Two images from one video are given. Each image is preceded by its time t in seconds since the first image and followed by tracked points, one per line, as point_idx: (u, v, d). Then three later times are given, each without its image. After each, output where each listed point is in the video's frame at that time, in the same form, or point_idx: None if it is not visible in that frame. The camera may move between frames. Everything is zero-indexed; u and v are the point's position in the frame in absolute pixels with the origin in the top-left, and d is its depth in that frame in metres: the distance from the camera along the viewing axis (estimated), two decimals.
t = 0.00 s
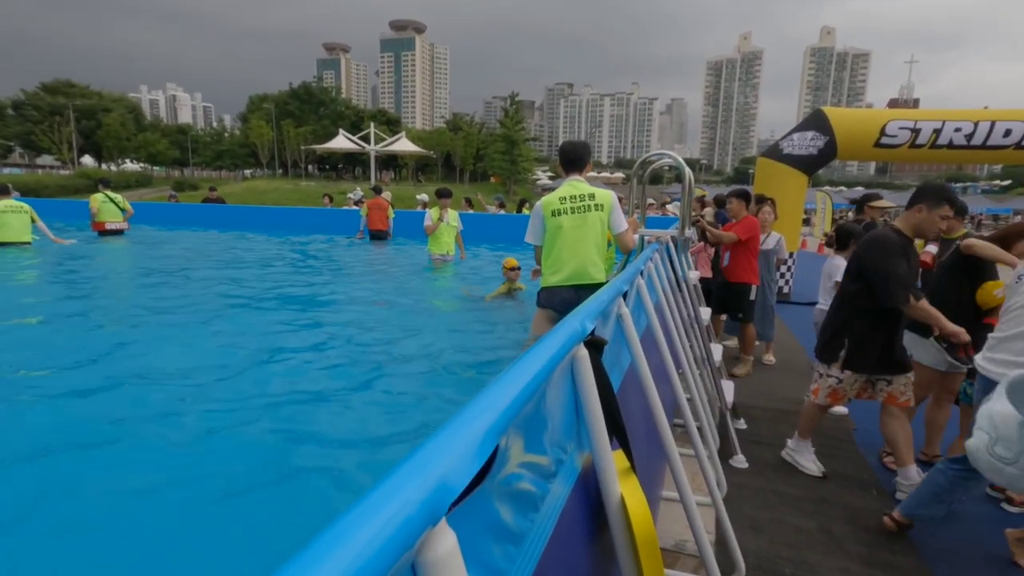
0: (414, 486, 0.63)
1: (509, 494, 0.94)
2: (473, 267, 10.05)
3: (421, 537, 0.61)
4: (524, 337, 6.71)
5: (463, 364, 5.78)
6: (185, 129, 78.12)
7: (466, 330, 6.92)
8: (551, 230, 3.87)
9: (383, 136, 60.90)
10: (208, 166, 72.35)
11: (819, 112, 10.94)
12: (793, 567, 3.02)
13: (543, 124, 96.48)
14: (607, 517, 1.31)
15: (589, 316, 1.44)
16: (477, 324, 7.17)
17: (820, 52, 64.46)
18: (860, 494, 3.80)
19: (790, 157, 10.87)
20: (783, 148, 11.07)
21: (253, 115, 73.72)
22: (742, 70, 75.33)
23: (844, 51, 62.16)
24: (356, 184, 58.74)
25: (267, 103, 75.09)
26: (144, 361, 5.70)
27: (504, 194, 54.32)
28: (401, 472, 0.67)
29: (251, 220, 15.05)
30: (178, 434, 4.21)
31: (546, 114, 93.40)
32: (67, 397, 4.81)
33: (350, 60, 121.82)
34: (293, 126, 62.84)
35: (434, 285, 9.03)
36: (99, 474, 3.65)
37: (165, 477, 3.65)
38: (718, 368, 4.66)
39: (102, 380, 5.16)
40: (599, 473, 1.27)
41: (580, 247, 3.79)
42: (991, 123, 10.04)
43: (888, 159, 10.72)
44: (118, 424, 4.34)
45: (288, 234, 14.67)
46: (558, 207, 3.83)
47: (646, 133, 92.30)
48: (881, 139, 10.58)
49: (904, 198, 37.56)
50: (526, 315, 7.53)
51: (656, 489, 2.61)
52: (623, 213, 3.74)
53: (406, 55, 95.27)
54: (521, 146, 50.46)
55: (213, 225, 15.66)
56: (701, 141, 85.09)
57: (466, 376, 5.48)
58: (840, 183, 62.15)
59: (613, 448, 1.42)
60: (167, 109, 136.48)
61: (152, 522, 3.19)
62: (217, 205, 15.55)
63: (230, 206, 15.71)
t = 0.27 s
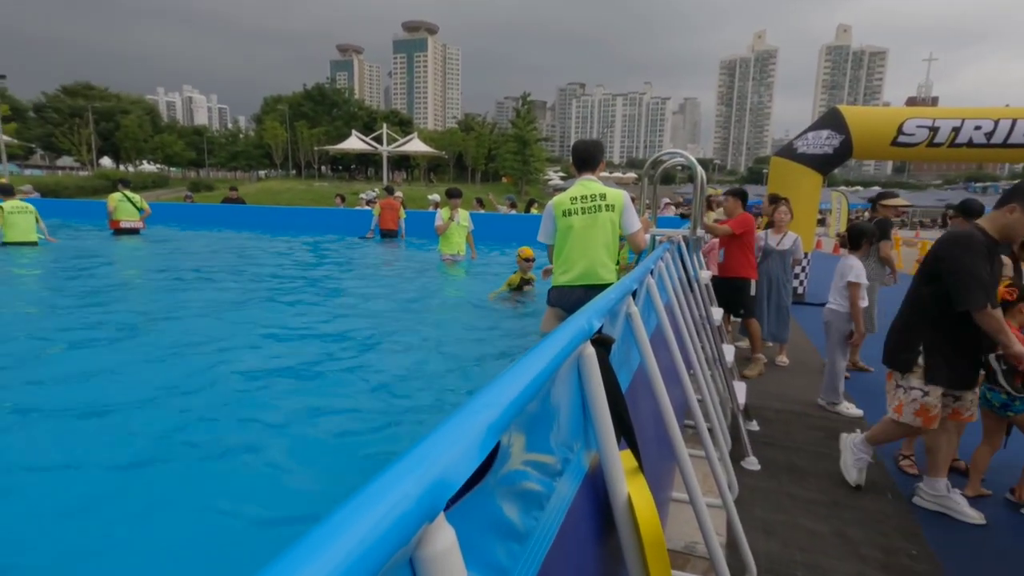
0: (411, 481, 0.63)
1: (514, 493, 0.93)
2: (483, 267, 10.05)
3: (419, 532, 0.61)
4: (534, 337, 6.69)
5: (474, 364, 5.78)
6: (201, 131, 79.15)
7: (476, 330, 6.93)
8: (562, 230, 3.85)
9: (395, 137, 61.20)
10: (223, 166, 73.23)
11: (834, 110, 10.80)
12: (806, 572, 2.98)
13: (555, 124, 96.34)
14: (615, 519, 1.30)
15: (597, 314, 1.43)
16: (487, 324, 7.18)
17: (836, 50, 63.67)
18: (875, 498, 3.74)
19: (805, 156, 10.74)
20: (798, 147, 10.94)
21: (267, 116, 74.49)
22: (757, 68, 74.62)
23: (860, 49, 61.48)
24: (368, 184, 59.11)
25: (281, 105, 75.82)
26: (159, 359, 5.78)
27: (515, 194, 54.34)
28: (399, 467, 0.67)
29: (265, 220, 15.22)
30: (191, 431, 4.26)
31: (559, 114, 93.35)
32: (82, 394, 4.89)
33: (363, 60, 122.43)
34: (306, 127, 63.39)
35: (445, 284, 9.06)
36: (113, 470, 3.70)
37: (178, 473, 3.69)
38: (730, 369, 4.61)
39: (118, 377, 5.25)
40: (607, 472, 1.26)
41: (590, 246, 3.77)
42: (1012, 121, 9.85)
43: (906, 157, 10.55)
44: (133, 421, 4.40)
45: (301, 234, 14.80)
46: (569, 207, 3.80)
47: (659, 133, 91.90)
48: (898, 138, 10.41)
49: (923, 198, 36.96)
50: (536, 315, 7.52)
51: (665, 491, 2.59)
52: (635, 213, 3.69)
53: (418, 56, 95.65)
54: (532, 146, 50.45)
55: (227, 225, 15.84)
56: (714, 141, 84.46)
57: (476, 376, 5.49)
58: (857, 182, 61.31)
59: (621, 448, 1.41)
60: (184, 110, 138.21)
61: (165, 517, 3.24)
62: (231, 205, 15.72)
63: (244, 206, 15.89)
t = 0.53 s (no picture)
0: (417, 482, 0.62)
1: (520, 494, 0.93)
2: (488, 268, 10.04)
3: (425, 532, 0.61)
4: (539, 338, 6.68)
5: (479, 365, 5.77)
6: (209, 133, 79.69)
7: (482, 331, 6.92)
8: (568, 232, 3.84)
9: (401, 139, 61.39)
10: (230, 168, 73.69)
11: (842, 110, 10.73)
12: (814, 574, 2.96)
13: (560, 125, 96.34)
14: (622, 520, 1.29)
15: (603, 314, 1.42)
16: (493, 325, 7.18)
17: (844, 50, 63.36)
18: (883, 501, 3.70)
19: (812, 157, 10.68)
20: (805, 148, 10.88)
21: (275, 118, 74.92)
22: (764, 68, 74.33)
23: (868, 49, 61.15)
24: (374, 186, 59.29)
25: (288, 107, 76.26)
26: (166, 360, 5.82)
27: (521, 196, 54.36)
28: (404, 468, 0.67)
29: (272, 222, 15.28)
30: (198, 431, 4.28)
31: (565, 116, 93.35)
32: (90, 394, 4.92)
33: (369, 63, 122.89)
34: (313, 130, 63.68)
35: (450, 285, 9.07)
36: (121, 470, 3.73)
37: (185, 473, 3.71)
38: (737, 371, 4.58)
39: (125, 378, 5.27)
40: (614, 473, 1.25)
41: (595, 248, 3.75)
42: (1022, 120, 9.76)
43: (914, 158, 10.48)
44: (140, 421, 4.43)
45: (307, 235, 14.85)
46: (573, 208, 3.79)
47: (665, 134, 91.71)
48: (907, 138, 10.35)
49: (932, 198, 36.67)
50: (542, 316, 7.50)
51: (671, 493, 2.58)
52: (641, 214, 3.66)
53: (424, 58, 95.94)
54: (538, 148, 50.46)
55: (234, 227, 15.92)
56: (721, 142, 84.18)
57: (481, 377, 5.48)
58: (865, 183, 60.94)
59: (627, 449, 1.40)
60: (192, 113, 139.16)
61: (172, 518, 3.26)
62: (238, 207, 15.80)
63: (251, 208, 15.97)
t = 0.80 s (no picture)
0: (433, 490, 0.62)
1: (530, 499, 0.93)
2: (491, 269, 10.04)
3: (442, 542, 0.60)
4: (542, 340, 6.67)
5: (483, 367, 5.76)
6: (212, 135, 79.97)
7: (485, 333, 6.92)
8: (571, 234, 3.84)
9: (404, 140, 61.49)
10: (233, 170, 73.87)
11: (846, 110, 10.69)
12: None
13: (563, 126, 96.39)
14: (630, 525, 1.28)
15: (611, 318, 1.41)
16: (495, 326, 7.17)
17: (847, 50, 63.22)
18: (890, 503, 3.68)
19: (815, 157, 10.65)
20: (809, 148, 10.85)
21: (278, 120, 75.10)
22: (766, 68, 74.21)
23: (872, 49, 60.98)
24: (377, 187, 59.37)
25: (292, 109, 76.51)
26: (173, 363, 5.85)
27: (523, 197, 54.37)
28: (419, 476, 0.67)
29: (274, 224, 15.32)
30: (203, 434, 4.29)
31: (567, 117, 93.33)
32: (97, 397, 4.94)
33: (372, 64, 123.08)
34: (316, 131, 63.82)
35: (453, 287, 9.07)
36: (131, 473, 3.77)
37: (193, 475, 3.74)
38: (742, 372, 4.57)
39: (128, 381, 5.28)
40: (623, 477, 1.24)
41: (598, 250, 3.75)
42: None
43: (919, 158, 10.43)
44: (147, 424, 4.45)
45: (310, 237, 14.87)
46: (577, 210, 3.80)
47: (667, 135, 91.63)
48: (911, 138, 10.30)
49: (936, 198, 36.55)
50: (545, 318, 7.50)
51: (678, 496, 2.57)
52: (644, 216, 3.65)
53: (427, 59, 96.26)
54: (540, 149, 50.46)
55: (237, 229, 15.94)
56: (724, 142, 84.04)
57: (485, 379, 5.48)
58: (869, 183, 60.74)
59: (635, 453, 1.39)
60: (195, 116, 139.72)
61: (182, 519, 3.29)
62: (240, 209, 15.82)
63: (254, 210, 16.01)
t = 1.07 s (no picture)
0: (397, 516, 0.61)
1: (514, 514, 0.91)
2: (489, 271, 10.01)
3: (408, 568, 0.59)
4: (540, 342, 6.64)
5: (480, 370, 5.74)
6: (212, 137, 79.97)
7: (483, 335, 6.89)
8: (568, 237, 3.83)
9: (404, 141, 61.47)
10: (233, 172, 73.88)
11: (845, 110, 10.66)
12: None
13: (563, 127, 96.37)
14: (622, 535, 1.26)
15: (603, 324, 1.39)
16: (493, 329, 7.14)
17: (847, 51, 63.21)
18: (889, 507, 3.67)
19: (815, 158, 10.62)
20: (808, 148, 10.83)
21: (278, 122, 75.13)
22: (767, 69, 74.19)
23: (872, 49, 60.99)
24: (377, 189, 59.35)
25: (291, 111, 76.54)
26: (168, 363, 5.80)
27: (523, 199, 54.33)
28: (388, 500, 0.66)
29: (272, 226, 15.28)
30: (197, 436, 4.26)
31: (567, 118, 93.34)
32: (92, 398, 4.92)
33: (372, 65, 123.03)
34: (315, 133, 63.80)
35: (451, 289, 9.04)
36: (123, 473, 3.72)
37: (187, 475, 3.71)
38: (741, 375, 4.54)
39: (123, 383, 5.25)
40: (614, 487, 1.22)
41: (595, 253, 3.74)
42: None
43: (919, 158, 10.41)
44: (144, 424, 4.43)
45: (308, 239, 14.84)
46: (574, 213, 3.78)
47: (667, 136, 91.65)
48: (911, 138, 10.28)
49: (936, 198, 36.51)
50: (543, 320, 7.48)
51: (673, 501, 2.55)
52: (641, 218, 3.64)
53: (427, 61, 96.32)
54: (540, 150, 50.43)
55: (235, 231, 15.93)
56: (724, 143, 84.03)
57: (482, 381, 5.45)
58: (869, 184, 60.70)
59: (627, 460, 1.38)
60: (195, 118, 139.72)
61: (176, 518, 3.27)
62: (238, 210, 15.79)
63: (252, 212, 15.98)
